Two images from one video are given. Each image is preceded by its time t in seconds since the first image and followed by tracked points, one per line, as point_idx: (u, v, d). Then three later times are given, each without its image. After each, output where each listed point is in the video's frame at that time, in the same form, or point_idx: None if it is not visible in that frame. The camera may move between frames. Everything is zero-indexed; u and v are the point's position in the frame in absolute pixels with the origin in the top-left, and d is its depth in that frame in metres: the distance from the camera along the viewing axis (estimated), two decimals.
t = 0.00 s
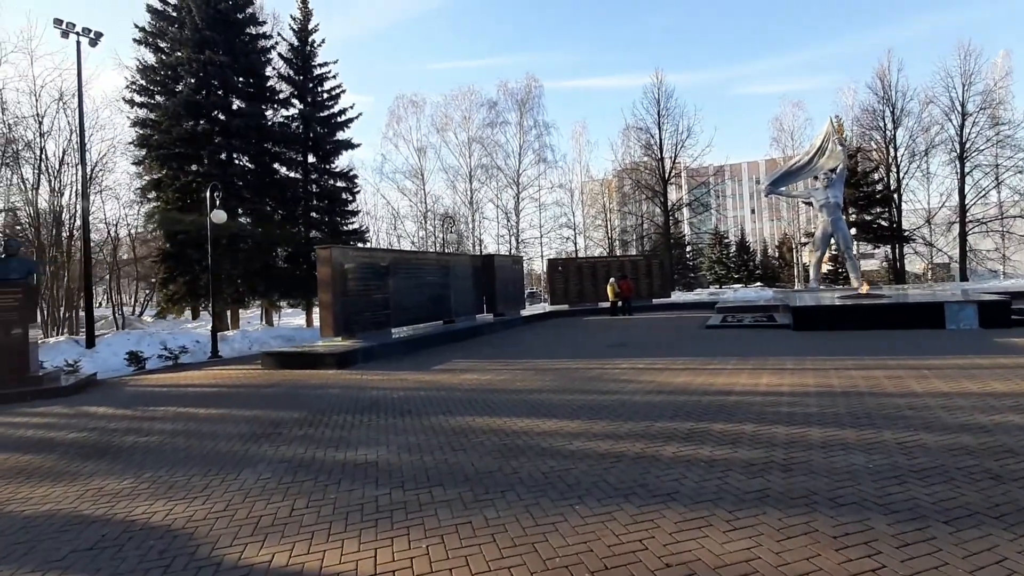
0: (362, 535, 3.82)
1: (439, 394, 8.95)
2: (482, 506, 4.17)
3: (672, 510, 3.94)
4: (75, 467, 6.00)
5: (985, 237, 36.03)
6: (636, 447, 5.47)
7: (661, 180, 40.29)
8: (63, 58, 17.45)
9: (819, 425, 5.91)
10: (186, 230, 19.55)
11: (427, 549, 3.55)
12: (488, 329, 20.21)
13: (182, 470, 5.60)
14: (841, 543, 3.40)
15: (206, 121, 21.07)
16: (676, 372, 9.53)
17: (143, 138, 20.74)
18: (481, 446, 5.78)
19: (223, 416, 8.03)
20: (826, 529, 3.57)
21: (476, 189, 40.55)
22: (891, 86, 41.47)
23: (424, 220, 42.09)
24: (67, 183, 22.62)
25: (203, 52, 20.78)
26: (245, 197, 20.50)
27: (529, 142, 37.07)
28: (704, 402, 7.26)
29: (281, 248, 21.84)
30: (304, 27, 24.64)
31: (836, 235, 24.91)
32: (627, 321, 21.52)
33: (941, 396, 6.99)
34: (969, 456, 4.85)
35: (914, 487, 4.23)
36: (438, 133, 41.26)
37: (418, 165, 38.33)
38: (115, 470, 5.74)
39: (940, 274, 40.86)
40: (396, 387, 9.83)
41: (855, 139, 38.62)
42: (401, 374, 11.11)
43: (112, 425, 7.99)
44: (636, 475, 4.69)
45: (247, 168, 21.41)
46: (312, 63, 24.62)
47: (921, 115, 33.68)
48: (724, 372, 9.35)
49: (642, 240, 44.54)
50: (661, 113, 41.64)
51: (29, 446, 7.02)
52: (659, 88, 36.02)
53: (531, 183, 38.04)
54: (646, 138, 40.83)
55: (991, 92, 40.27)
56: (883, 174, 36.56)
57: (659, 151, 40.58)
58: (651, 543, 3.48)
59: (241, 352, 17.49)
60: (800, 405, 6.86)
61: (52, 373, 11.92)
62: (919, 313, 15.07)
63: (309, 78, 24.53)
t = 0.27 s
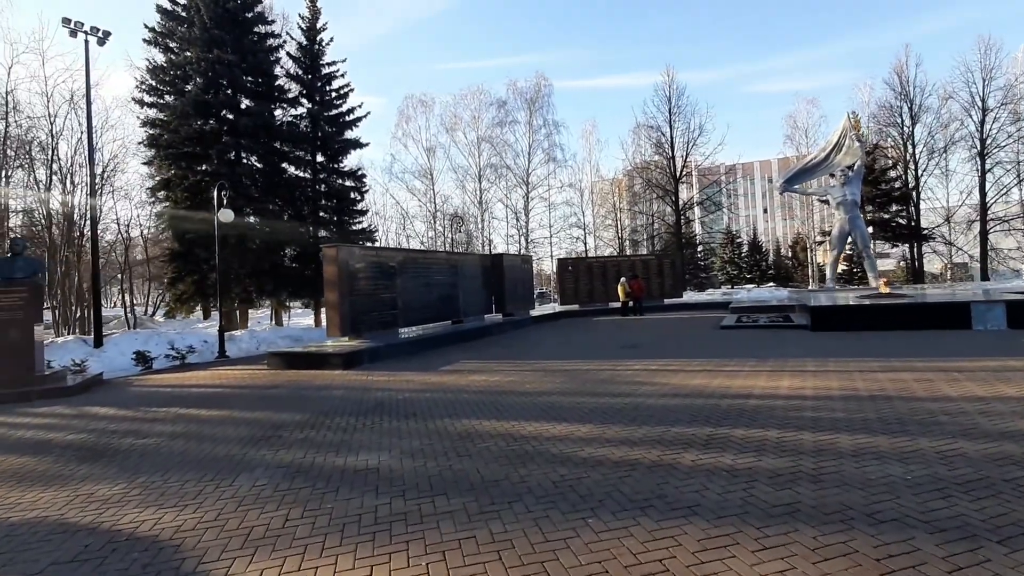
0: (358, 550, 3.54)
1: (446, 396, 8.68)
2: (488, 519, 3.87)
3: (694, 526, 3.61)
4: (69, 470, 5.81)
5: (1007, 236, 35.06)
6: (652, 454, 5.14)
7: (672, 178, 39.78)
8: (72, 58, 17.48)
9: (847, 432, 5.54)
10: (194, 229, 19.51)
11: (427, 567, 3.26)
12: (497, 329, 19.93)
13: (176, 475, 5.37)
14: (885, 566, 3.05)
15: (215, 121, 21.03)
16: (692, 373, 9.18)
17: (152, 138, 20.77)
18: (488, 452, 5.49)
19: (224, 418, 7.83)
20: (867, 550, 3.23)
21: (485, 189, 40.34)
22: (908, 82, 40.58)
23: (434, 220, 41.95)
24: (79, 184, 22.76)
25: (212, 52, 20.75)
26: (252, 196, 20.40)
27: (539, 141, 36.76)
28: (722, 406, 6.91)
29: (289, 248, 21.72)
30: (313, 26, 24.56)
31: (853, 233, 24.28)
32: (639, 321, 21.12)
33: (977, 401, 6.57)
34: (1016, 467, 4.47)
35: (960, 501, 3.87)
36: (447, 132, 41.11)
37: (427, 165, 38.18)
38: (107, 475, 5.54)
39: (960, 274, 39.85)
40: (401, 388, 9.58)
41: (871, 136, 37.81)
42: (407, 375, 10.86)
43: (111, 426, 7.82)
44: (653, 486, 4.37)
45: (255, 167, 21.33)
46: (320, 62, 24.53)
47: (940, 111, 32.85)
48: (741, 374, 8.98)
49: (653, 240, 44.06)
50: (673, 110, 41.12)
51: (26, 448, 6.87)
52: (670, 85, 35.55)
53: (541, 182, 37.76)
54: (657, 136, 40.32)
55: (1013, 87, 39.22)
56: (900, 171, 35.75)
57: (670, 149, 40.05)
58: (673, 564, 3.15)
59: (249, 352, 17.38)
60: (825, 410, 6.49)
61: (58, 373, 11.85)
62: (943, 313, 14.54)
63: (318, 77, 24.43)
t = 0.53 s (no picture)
0: (356, 572, 3.31)
1: (455, 400, 8.43)
2: (497, 540, 3.60)
3: (721, 552, 3.31)
4: (67, 476, 5.66)
5: None
6: (671, 468, 4.84)
7: (686, 176, 39.20)
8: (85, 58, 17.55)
9: (881, 446, 5.19)
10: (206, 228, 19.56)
11: None
12: (508, 330, 19.67)
13: (174, 483, 5.19)
14: None
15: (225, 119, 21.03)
16: (710, 378, 8.83)
17: (165, 138, 20.83)
18: (497, 462, 5.22)
19: (228, 421, 7.68)
20: None
21: (497, 188, 40.10)
22: (930, 77, 39.52)
23: (445, 219, 41.83)
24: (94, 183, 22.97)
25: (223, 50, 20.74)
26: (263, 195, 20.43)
27: (550, 140, 36.47)
28: (744, 415, 6.57)
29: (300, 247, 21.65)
30: (324, 24, 24.48)
31: (874, 232, 23.61)
32: (653, 321, 20.71)
33: (1018, 412, 6.17)
34: None
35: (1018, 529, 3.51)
36: (459, 131, 40.96)
37: (439, 163, 38.12)
38: (105, 481, 5.38)
39: (984, 274, 38.76)
40: (409, 391, 9.35)
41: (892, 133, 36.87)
42: (416, 377, 10.63)
43: (116, 429, 7.71)
44: (673, 503, 4.07)
45: (266, 166, 21.29)
46: (331, 60, 24.46)
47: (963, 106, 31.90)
48: (762, 379, 8.62)
49: (666, 239, 43.50)
50: (687, 108, 40.53)
51: (29, 451, 6.77)
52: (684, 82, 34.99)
53: (552, 180, 37.44)
54: (670, 134, 39.73)
55: None
56: (922, 168, 34.82)
57: (684, 147, 39.45)
58: None
59: (259, 351, 17.29)
60: (854, 419, 6.13)
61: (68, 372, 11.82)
62: (972, 316, 13.98)
63: (329, 76, 24.36)
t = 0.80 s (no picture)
0: None
1: (462, 402, 8.22)
2: (502, 556, 3.38)
3: (744, 573, 3.06)
4: (63, 480, 5.54)
5: None
6: (687, 477, 4.58)
7: (698, 173, 38.67)
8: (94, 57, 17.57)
9: (912, 454, 4.89)
10: (215, 227, 19.56)
11: None
12: (517, 329, 19.42)
13: (169, 489, 5.03)
14: None
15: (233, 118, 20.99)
16: (726, 380, 8.53)
17: (174, 137, 20.85)
18: (503, 469, 4.98)
19: (230, 423, 7.54)
20: None
21: (506, 186, 39.85)
22: (949, 70, 38.57)
23: (454, 217, 41.68)
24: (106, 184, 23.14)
25: (232, 49, 20.71)
26: (272, 194, 20.38)
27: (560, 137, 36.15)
28: (762, 419, 6.28)
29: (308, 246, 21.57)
30: (332, 22, 24.38)
31: (892, 228, 23.04)
32: (664, 320, 20.37)
33: None
34: None
35: None
36: (468, 129, 40.78)
37: (448, 162, 37.96)
38: (101, 486, 5.24)
39: (1006, 272, 37.78)
40: (415, 393, 9.15)
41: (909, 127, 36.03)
42: (423, 378, 10.43)
43: (118, 431, 7.60)
44: (690, 517, 3.82)
45: (274, 164, 21.23)
46: (339, 58, 24.37)
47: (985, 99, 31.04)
48: (780, 380, 8.30)
49: (677, 237, 42.98)
50: (698, 104, 39.96)
51: (29, 453, 6.66)
52: (695, 78, 34.50)
53: (562, 178, 37.13)
54: (681, 130, 39.22)
55: None
56: (941, 163, 33.97)
57: (696, 144, 38.91)
58: None
59: (267, 351, 17.21)
60: (880, 425, 5.81)
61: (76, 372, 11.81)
62: (997, 315, 13.49)
63: (337, 74, 24.28)
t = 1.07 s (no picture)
0: None
1: (462, 403, 7.96)
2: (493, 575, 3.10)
3: None
4: (45, 486, 5.34)
5: None
6: (695, 486, 4.28)
7: (705, 169, 38.17)
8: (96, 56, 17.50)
9: (937, 461, 4.56)
10: (217, 227, 19.46)
11: None
12: (522, 328, 19.14)
13: (151, 497, 4.81)
14: None
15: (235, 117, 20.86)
16: (736, 380, 8.20)
17: (176, 136, 20.76)
18: (500, 476, 4.72)
19: (223, 426, 7.34)
20: None
21: (511, 184, 39.55)
22: (963, 62, 37.75)
23: (460, 216, 41.47)
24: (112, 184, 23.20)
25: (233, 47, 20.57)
26: (273, 193, 20.22)
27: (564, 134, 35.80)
28: (775, 423, 5.96)
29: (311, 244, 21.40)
30: (334, 19, 24.20)
31: (906, 224, 22.51)
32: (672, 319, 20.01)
33: None
34: None
35: None
36: (472, 127, 40.54)
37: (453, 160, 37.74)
38: (82, 493, 5.03)
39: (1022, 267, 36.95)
40: (414, 393, 8.89)
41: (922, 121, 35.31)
42: (423, 378, 10.17)
43: (109, 434, 7.42)
44: (698, 531, 3.53)
45: (276, 163, 21.06)
46: (341, 55, 24.19)
47: (1000, 91, 30.29)
48: (792, 381, 7.95)
49: (685, 234, 42.51)
50: (705, 99, 39.45)
51: (16, 457, 6.49)
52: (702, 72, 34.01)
53: (567, 175, 36.77)
54: (688, 126, 38.71)
55: None
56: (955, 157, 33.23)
57: (703, 140, 38.39)
58: None
59: (269, 351, 17.07)
60: (902, 429, 5.47)
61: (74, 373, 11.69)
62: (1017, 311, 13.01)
63: (339, 71, 24.10)
